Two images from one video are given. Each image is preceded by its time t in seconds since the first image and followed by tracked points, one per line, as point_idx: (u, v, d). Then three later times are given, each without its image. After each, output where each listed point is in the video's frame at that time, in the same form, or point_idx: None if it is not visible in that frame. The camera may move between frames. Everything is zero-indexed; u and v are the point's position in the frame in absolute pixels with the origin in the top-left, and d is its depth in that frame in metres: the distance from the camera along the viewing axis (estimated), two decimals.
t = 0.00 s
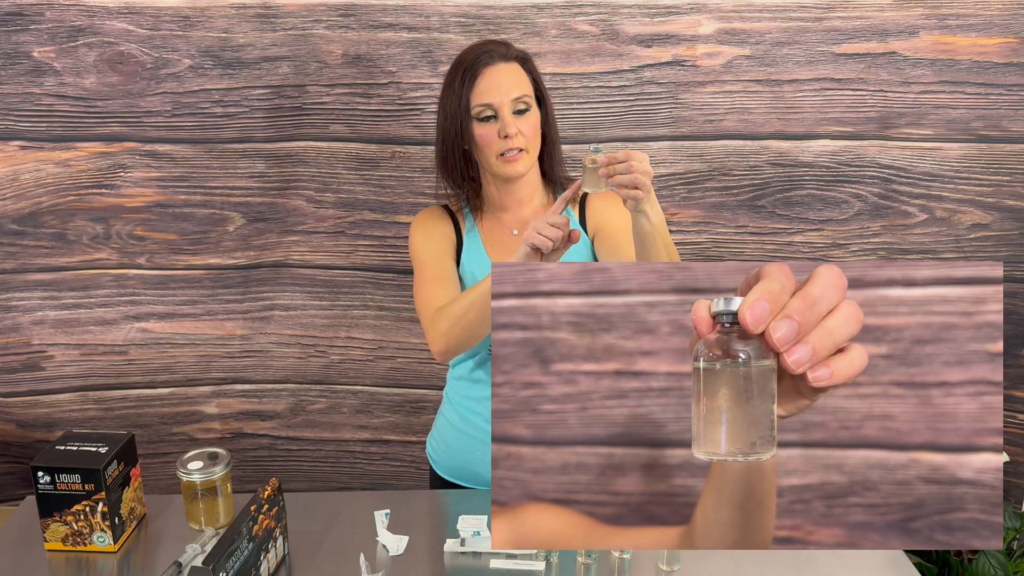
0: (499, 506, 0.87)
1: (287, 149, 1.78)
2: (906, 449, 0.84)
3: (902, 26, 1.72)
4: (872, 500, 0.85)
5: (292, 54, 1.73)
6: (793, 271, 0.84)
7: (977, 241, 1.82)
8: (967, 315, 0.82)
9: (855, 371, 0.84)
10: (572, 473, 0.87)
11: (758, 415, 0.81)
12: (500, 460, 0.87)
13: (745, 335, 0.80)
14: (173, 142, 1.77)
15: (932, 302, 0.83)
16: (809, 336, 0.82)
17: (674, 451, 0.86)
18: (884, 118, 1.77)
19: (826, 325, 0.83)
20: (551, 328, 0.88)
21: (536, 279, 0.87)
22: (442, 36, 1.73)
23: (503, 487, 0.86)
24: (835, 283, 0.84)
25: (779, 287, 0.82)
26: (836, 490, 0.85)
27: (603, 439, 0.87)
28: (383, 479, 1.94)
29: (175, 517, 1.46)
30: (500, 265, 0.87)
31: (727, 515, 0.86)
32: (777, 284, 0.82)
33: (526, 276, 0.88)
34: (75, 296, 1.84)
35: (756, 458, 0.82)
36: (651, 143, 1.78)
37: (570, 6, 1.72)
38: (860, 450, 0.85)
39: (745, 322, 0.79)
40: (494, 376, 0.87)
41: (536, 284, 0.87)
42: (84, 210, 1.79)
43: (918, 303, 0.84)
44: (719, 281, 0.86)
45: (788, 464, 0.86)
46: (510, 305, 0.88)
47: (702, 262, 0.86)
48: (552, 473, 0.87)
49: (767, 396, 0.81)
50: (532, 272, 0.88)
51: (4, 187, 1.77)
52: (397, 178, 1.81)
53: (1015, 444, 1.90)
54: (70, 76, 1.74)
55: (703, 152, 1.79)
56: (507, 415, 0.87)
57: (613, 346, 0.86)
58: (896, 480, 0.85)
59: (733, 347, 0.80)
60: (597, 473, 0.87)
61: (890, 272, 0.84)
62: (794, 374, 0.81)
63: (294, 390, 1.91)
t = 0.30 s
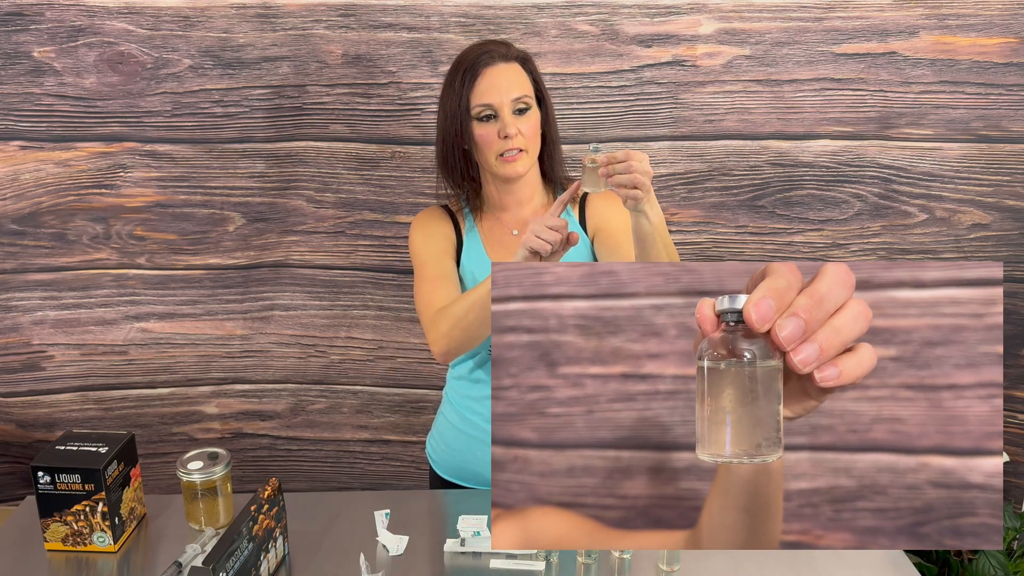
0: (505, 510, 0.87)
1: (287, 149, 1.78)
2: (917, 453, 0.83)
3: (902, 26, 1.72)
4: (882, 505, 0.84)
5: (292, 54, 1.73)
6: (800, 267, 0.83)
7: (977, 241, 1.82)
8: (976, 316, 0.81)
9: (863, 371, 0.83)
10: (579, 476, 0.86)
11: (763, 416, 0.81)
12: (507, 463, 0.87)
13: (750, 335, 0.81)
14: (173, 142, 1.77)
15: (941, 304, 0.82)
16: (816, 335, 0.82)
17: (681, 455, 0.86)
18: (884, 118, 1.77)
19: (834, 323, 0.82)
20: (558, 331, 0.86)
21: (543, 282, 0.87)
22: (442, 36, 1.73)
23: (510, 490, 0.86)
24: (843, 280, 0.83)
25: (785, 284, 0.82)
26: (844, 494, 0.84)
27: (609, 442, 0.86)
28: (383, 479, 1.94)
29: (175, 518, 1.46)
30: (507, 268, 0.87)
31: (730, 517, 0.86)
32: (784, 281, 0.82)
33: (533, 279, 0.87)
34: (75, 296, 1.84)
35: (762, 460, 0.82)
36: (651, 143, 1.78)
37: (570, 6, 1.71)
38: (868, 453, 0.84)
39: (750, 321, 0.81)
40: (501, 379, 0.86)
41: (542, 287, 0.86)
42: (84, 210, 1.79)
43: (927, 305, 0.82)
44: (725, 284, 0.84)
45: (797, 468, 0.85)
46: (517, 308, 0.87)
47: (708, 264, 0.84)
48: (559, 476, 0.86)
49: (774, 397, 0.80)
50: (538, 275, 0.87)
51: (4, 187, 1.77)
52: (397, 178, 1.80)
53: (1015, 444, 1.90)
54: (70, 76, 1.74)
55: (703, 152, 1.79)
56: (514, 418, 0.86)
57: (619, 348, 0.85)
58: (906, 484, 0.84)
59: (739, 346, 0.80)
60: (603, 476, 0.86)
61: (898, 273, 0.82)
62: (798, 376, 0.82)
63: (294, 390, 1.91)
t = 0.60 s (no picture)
0: (513, 512, 0.87)
1: (287, 149, 1.78)
2: (926, 455, 0.83)
3: (902, 26, 1.72)
4: (891, 508, 0.84)
5: (292, 54, 1.73)
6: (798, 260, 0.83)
7: (977, 241, 1.82)
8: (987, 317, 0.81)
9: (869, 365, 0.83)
10: (586, 478, 0.86)
11: (760, 413, 0.81)
12: (514, 465, 0.86)
13: (745, 329, 0.81)
14: (173, 142, 1.77)
15: (950, 305, 0.82)
16: (815, 329, 0.82)
17: (688, 457, 0.85)
18: (884, 118, 1.77)
19: (833, 317, 0.82)
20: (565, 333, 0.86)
21: (551, 284, 0.86)
22: (442, 36, 1.73)
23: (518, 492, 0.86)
24: (844, 273, 0.82)
25: (782, 277, 0.82)
26: (852, 497, 0.85)
27: (617, 444, 0.86)
28: (383, 479, 1.94)
29: (175, 518, 1.46)
30: (515, 271, 0.87)
31: (735, 520, 0.86)
32: (781, 274, 0.82)
33: (541, 281, 0.86)
34: (75, 296, 1.84)
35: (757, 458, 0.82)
36: (651, 143, 1.78)
37: (570, 6, 1.72)
38: (877, 456, 0.84)
39: (745, 314, 0.80)
40: (509, 382, 0.86)
41: (550, 289, 0.86)
42: (84, 210, 1.80)
43: (936, 306, 0.82)
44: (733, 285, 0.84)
45: (805, 471, 0.85)
46: (525, 310, 0.86)
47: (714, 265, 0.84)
48: (566, 478, 0.86)
49: (771, 393, 0.80)
50: (546, 276, 0.86)
51: (3, 187, 1.77)
52: (397, 178, 1.80)
53: (1015, 444, 1.90)
54: (70, 76, 1.74)
55: (703, 152, 1.79)
56: (522, 420, 0.86)
57: (627, 350, 0.85)
58: (915, 486, 0.84)
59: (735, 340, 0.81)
60: (611, 478, 0.86)
61: (907, 274, 0.82)
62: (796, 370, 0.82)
63: (294, 390, 1.91)
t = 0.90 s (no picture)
0: (521, 514, 0.88)
1: (287, 149, 1.78)
2: (937, 458, 0.84)
3: (903, 26, 1.72)
4: (901, 512, 0.85)
5: (292, 54, 1.73)
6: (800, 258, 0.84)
7: (978, 241, 1.81)
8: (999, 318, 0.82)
9: (877, 366, 0.83)
10: (594, 480, 0.87)
11: (760, 416, 0.81)
12: (522, 467, 0.87)
13: (744, 327, 0.82)
14: (173, 142, 1.77)
15: (961, 306, 0.82)
16: (817, 328, 0.83)
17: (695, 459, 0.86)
18: (884, 118, 1.77)
19: (836, 316, 0.83)
20: (574, 335, 0.86)
21: (559, 286, 0.87)
22: (442, 36, 1.73)
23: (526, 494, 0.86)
24: (848, 271, 0.83)
25: (783, 275, 0.83)
26: (861, 501, 0.85)
27: (625, 447, 0.86)
28: (383, 479, 1.94)
29: (175, 518, 1.46)
30: (524, 274, 0.87)
31: (739, 523, 0.87)
32: (782, 272, 0.83)
33: (549, 284, 0.87)
34: (75, 296, 1.84)
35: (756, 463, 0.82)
36: (651, 143, 1.78)
37: (570, 6, 1.72)
38: (887, 459, 0.84)
39: (744, 313, 0.82)
40: (517, 384, 0.87)
41: (558, 291, 0.86)
42: (84, 210, 1.80)
43: (946, 306, 0.82)
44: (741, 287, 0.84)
45: (813, 474, 0.85)
46: (533, 313, 0.87)
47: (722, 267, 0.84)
48: (574, 480, 0.87)
49: (771, 395, 0.81)
50: (554, 279, 0.87)
51: (3, 187, 1.77)
52: (397, 178, 1.81)
53: (1015, 444, 1.90)
54: (70, 76, 1.74)
55: (703, 152, 1.79)
56: (530, 423, 0.87)
57: (635, 353, 0.85)
58: (926, 490, 0.84)
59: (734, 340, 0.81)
60: (619, 481, 0.87)
61: (916, 274, 0.82)
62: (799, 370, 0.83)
63: (294, 390, 1.91)
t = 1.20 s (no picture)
0: (529, 515, 0.88)
1: (287, 149, 1.78)
2: (946, 460, 0.84)
3: (902, 26, 1.72)
4: (909, 514, 0.85)
5: (292, 54, 1.73)
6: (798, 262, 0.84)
7: (977, 241, 1.81)
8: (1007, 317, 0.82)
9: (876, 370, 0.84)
10: (602, 481, 0.87)
11: (758, 421, 0.82)
12: (531, 468, 0.88)
13: (742, 332, 0.82)
14: (173, 142, 1.77)
15: (969, 306, 0.82)
16: (815, 332, 0.83)
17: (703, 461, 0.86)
18: (884, 118, 1.77)
19: (834, 320, 0.83)
20: (582, 337, 0.87)
21: (567, 289, 0.87)
22: (442, 36, 1.73)
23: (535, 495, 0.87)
24: (847, 274, 0.83)
25: (780, 279, 0.83)
26: (869, 503, 0.85)
27: (632, 448, 0.87)
28: (383, 479, 1.94)
29: (175, 518, 1.46)
30: (533, 277, 0.87)
31: (742, 526, 0.87)
32: (780, 276, 0.84)
33: (557, 286, 0.87)
34: (75, 296, 1.84)
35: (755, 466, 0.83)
36: (651, 143, 1.78)
37: (570, 6, 1.72)
38: (895, 461, 0.84)
39: (740, 318, 0.82)
40: (525, 386, 0.87)
41: (566, 294, 0.87)
42: (84, 210, 1.80)
43: (955, 307, 0.82)
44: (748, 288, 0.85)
45: (820, 476, 0.86)
46: (541, 315, 0.87)
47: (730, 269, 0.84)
48: (582, 481, 0.87)
49: (768, 400, 0.81)
50: (562, 281, 0.87)
51: (3, 187, 1.77)
52: (397, 178, 1.80)
53: (1015, 444, 1.89)
54: (70, 76, 1.74)
55: (703, 152, 1.79)
56: (538, 424, 0.87)
57: (642, 355, 0.86)
58: (934, 492, 0.85)
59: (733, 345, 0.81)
60: (626, 482, 0.87)
61: (925, 275, 0.82)
62: (797, 375, 0.83)
63: (294, 390, 1.91)
